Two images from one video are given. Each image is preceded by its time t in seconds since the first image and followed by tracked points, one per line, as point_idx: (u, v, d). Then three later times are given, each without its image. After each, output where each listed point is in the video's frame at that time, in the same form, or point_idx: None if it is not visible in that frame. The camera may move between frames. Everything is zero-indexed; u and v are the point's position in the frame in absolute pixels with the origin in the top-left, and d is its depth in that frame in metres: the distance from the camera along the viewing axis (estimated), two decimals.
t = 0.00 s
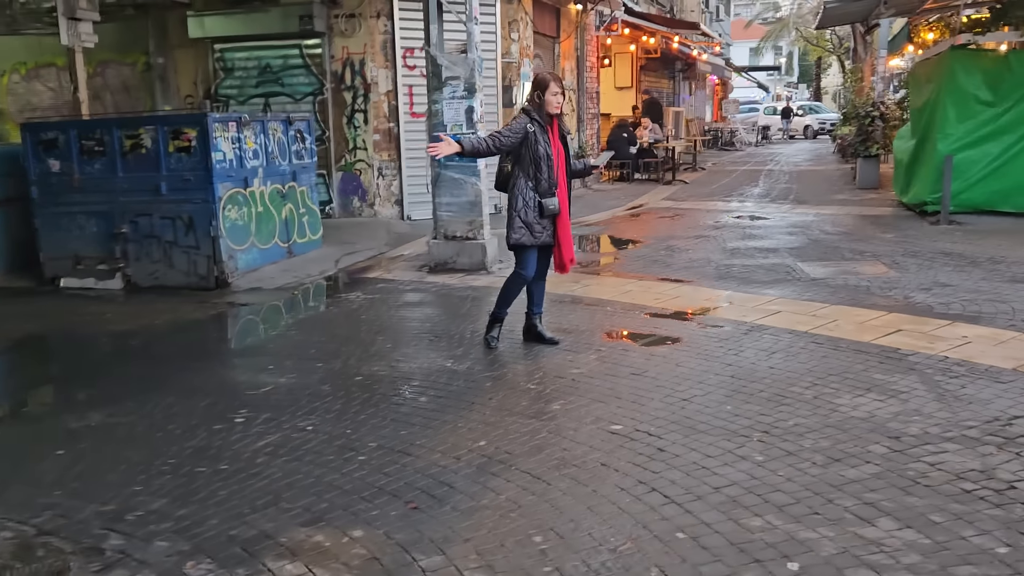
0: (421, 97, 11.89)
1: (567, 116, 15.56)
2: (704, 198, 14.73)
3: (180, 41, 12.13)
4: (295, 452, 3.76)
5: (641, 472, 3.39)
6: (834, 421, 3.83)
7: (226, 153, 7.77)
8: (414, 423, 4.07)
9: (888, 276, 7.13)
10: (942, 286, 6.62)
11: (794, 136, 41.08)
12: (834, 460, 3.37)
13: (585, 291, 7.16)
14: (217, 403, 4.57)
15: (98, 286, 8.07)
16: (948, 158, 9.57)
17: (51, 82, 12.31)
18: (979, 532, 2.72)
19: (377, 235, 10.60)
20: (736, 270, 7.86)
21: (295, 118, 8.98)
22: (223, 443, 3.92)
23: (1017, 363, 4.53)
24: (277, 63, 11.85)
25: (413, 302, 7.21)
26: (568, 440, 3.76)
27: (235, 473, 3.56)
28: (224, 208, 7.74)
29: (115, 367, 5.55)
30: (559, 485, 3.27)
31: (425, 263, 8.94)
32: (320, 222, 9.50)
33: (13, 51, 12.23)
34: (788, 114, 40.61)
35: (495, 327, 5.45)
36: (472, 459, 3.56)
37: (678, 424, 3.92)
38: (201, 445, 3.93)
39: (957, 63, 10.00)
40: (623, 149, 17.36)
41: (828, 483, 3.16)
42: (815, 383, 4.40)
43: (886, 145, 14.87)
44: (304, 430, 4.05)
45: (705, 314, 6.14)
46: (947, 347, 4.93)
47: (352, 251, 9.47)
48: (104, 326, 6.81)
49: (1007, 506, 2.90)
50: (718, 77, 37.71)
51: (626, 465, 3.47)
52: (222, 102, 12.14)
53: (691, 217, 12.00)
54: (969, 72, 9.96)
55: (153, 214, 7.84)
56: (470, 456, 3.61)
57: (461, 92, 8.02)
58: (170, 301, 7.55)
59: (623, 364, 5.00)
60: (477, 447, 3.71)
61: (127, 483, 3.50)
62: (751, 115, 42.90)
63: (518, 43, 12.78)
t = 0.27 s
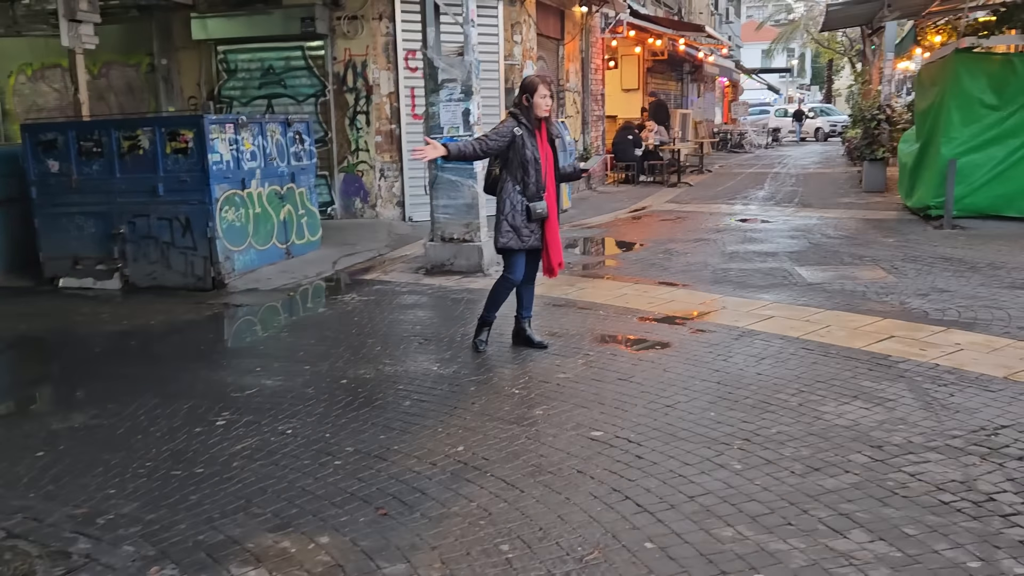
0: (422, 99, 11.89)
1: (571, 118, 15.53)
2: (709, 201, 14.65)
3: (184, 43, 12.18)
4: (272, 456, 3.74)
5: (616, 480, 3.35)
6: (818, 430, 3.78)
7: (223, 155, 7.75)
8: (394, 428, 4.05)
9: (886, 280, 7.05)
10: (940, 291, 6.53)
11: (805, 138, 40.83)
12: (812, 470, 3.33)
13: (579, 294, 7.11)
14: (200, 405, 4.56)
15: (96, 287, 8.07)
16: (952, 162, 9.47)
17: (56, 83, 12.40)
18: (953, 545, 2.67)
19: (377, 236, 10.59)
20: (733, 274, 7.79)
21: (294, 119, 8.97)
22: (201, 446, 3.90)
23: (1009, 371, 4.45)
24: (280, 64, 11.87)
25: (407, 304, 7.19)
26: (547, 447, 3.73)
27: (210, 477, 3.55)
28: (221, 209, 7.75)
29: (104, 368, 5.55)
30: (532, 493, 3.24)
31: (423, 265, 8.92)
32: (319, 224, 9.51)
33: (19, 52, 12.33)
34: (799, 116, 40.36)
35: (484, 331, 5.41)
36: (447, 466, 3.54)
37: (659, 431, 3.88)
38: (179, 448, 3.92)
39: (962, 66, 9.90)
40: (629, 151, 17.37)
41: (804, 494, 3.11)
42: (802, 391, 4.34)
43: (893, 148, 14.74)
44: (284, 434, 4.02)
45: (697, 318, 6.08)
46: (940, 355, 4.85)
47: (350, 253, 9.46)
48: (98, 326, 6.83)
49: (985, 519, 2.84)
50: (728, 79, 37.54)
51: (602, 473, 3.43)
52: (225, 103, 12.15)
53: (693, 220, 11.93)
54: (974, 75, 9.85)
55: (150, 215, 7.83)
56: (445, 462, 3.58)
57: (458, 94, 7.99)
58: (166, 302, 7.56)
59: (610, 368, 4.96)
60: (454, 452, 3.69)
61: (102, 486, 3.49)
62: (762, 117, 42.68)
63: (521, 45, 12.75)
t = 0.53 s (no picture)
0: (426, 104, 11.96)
1: (577, 123, 15.56)
2: (716, 206, 14.59)
3: (192, 47, 12.33)
4: (252, 457, 3.78)
5: (589, 483, 3.36)
6: (797, 436, 3.77)
7: (224, 158, 7.83)
8: (375, 430, 4.08)
9: (885, 286, 6.98)
10: (938, 297, 6.46)
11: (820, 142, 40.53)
12: (786, 476, 3.32)
13: (574, 299, 7.11)
14: (188, 406, 4.61)
15: (99, 289, 8.18)
16: (957, 167, 9.38)
17: (67, 87, 12.57)
18: (917, 553, 2.66)
19: (380, 240, 10.65)
20: (732, 279, 7.75)
21: (296, 123, 9.04)
22: (184, 446, 3.95)
23: (997, 378, 4.40)
24: (286, 68, 11.98)
25: (403, 307, 7.22)
26: (524, 450, 3.74)
27: (189, 476, 3.59)
28: (221, 212, 7.82)
29: (99, 368, 5.63)
30: (503, 496, 3.26)
31: (422, 269, 8.96)
32: (321, 227, 9.59)
33: (32, 57, 12.53)
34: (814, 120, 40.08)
35: (473, 335, 5.44)
36: (422, 468, 3.56)
37: (638, 436, 3.88)
38: (163, 448, 3.97)
39: (968, 71, 9.83)
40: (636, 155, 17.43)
41: (774, 500, 3.10)
42: (786, 397, 4.33)
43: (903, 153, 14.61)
44: (266, 435, 4.06)
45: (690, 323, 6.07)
46: (929, 361, 4.80)
47: (351, 256, 9.52)
48: (98, 327, 6.92)
49: (953, 527, 2.82)
50: (743, 82, 37.35)
51: (576, 476, 3.44)
52: (232, 107, 12.27)
53: (698, 224, 11.88)
54: (980, 79, 9.79)
55: (153, 218, 7.92)
56: (421, 465, 3.60)
57: (457, 98, 8.05)
58: (166, 304, 7.65)
59: (596, 373, 4.96)
60: (431, 455, 3.71)
61: (83, 485, 3.54)
62: (777, 121, 42.42)
63: (526, 49, 12.79)
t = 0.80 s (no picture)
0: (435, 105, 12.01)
1: (586, 125, 15.57)
2: (724, 208, 14.57)
3: (205, 50, 12.44)
4: (237, 453, 3.85)
5: (563, 481, 3.40)
6: (775, 437, 3.78)
7: (228, 160, 7.94)
8: (359, 429, 4.14)
9: (884, 288, 6.95)
10: (936, 300, 6.43)
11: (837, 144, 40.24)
12: (758, 476, 3.34)
13: (571, 301, 7.15)
14: (181, 403, 4.69)
15: (107, 288, 8.31)
16: (964, 168, 9.31)
17: (82, 90, 12.72)
18: (878, 552, 2.67)
19: (385, 241, 10.74)
20: (731, 281, 7.75)
21: (301, 125, 9.16)
22: (172, 443, 4.03)
23: (983, 381, 4.39)
24: (296, 70, 12.10)
25: (402, 308, 7.29)
26: (503, 449, 3.79)
27: (174, 472, 3.67)
28: (225, 213, 7.94)
29: (99, 366, 5.74)
30: (477, 493, 3.31)
31: (424, 270, 9.04)
32: (326, 228, 9.71)
33: (49, 60, 12.76)
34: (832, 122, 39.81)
35: (464, 336, 5.50)
36: (401, 465, 3.62)
37: (617, 436, 3.91)
38: (152, 443, 4.05)
39: (977, 73, 9.77)
40: (646, 157, 17.44)
41: (744, 499, 3.13)
42: (769, 399, 4.34)
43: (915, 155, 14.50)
44: (253, 432, 4.14)
45: (683, 326, 6.09)
46: (918, 364, 4.79)
47: (356, 257, 9.62)
48: (102, 326, 7.04)
49: (919, 527, 2.83)
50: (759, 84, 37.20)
51: (551, 474, 3.48)
52: (244, 109, 12.39)
53: (704, 226, 11.86)
54: (989, 81, 9.71)
55: (158, 218, 8.05)
56: (401, 462, 3.66)
57: (459, 101, 8.11)
58: (171, 303, 7.77)
59: (584, 374, 5.00)
60: (411, 453, 3.76)
61: (70, 478, 3.63)
62: (794, 123, 42.19)
63: (534, 51, 12.80)
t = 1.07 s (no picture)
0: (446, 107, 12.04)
1: (599, 126, 15.55)
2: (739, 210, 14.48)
3: (221, 53, 12.54)
4: (228, 452, 3.91)
5: (545, 482, 3.42)
6: (762, 439, 3.77)
7: (237, 163, 8.03)
8: (350, 428, 4.18)
9: (890, 291, 6.88)
10: (941, 303, 6.35)
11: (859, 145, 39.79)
12: (740, 478, 3.34)
13: (575, 303, 7.15)
14: (179, 402, 4.77)
15: (119, 289, 8.44)
16: (976, 171, 9.20)
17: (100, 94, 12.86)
18: (851, 556, 2.67)
19: (396, 242, 10.80)
20: (736, 283, 7.72)
21: (310, 128, 9.25)
22: (167, 441, 4.11)
23: (980, 385, 4.34)
24: (309, 74, 12.22)
25: (407, 308, 7.33)
26: (489, 450, 3.81)
27: (165, 470, 3.73)
28: (235, 214, 8.03)
29: (105, 365, 5.84)
30: (459, 493, 3.34)
31: (432, 271, 9.08)
32: (336, 230, 9.79)
33: (69, 64, 12.98)
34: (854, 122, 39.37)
35: (463, 337, 5.52)
36: (387, 465, 3.65)
37: (605, 438, 3.92)
38: (147, 442, 4.13)
39: (989, 73, 9.60)
40: (661, 160, 17.38)
41: (722, 501, 3.13)
42: (761, 401, 4.32)
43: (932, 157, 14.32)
44: (246, 431, 4.20)
45: (683, 328, 6.07)
46: (916, 367, 4.74)
47: (365, 259, 9.69)
48: (112, 326, 7.17)
49: (895, 531, 2.82)
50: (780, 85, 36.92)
51: (534, 475, 3.50)
52: (258, 112, 12.60)
53: (716, 228, 11.78)
54: (1001, 82, 9.56)
55: (169, 220, 8.15)
56: (387, 462, 3.69)
57: (465, 103, 8.18)
58: (180, 304, 7.88)
59: (579, 376, 5.00)
60: (399, 452, 3.80)
61: (65, 476, 3.71)
62: (815, 124, 41.79)
63: (545, 53, 12.86)
